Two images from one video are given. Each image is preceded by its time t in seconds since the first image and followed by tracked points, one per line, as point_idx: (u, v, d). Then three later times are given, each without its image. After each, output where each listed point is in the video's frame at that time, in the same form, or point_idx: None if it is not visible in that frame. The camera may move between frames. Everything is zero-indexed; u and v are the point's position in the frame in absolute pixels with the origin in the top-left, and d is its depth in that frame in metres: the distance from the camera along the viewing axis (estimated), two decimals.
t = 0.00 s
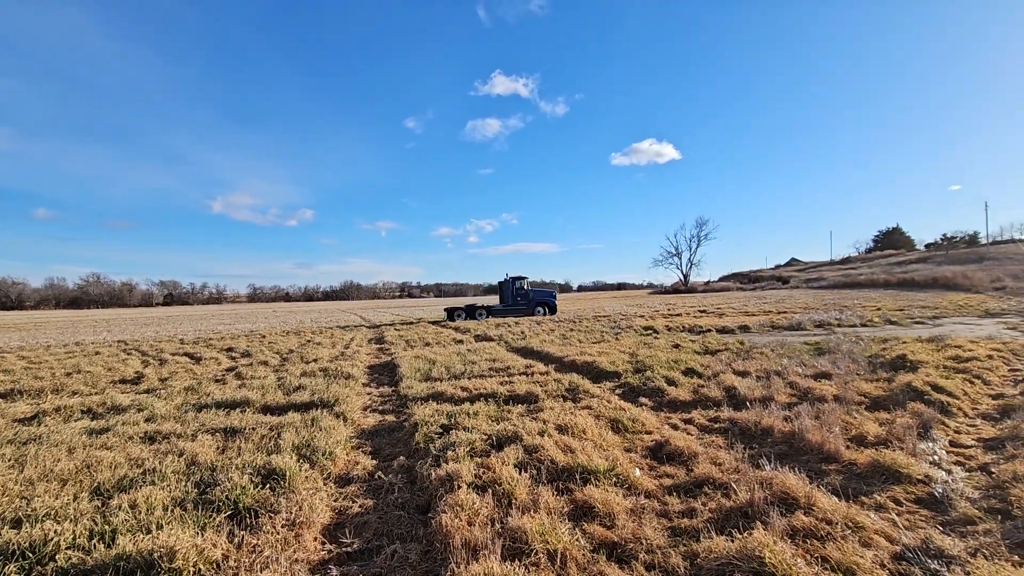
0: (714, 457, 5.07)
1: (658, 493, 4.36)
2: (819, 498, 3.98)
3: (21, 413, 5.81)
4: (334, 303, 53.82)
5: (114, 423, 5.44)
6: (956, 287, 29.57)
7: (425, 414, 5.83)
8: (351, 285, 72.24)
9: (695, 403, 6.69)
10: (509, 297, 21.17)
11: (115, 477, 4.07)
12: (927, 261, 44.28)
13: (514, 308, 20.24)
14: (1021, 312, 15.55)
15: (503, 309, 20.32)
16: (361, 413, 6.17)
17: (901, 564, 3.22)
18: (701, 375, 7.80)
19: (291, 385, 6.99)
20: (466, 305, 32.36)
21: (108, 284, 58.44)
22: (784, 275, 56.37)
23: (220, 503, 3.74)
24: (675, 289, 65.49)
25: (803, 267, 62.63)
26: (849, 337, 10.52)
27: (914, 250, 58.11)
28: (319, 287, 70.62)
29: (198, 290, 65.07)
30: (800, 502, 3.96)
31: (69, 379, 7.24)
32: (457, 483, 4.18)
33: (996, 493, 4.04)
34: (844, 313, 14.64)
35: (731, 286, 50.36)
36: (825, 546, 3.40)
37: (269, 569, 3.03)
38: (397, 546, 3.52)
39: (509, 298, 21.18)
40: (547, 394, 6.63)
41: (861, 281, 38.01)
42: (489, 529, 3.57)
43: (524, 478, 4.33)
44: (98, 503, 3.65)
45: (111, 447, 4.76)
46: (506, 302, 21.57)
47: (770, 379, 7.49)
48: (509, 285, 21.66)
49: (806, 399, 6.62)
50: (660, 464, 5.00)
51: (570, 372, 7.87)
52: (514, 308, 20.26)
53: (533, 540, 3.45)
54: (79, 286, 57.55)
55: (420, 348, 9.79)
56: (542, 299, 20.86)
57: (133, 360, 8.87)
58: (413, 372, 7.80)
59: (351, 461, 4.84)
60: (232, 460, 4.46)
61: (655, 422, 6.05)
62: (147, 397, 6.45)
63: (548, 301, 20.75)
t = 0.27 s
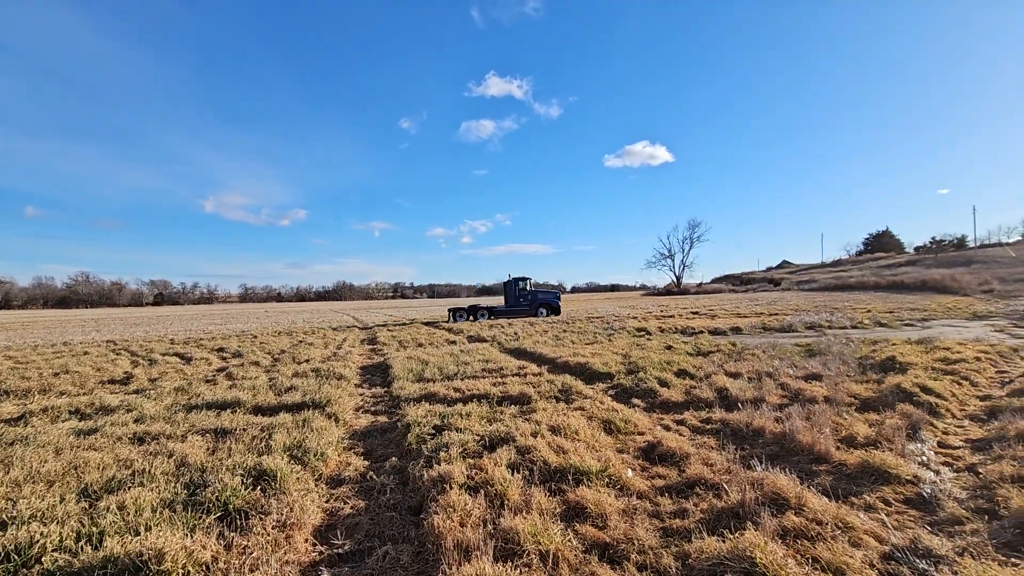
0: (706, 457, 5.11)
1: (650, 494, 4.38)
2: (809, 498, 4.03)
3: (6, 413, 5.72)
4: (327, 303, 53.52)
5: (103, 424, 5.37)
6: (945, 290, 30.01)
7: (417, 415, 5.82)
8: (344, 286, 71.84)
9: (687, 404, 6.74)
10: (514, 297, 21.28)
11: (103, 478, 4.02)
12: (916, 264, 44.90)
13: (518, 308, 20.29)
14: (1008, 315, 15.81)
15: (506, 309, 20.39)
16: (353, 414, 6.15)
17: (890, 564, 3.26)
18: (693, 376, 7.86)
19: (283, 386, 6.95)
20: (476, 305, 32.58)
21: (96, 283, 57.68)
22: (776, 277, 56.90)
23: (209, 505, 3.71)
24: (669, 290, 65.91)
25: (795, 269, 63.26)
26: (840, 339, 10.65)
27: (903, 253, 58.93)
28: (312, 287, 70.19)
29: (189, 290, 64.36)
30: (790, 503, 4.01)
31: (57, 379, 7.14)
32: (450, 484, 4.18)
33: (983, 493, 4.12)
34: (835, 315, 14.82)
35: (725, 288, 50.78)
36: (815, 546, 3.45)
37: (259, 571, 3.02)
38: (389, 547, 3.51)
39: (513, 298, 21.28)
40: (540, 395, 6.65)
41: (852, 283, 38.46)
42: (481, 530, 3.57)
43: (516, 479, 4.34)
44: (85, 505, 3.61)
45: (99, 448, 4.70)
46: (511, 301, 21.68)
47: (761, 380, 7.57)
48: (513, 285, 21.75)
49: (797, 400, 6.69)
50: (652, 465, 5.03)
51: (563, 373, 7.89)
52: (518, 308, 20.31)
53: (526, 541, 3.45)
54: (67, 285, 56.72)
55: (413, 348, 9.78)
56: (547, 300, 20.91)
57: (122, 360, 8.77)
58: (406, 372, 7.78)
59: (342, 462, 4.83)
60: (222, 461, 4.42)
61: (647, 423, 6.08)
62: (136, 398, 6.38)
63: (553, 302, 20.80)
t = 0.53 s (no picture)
0: (697, 458, 5.16)
1: (642, 494, 4.41)
2: (798, 498, 4.09)
3: None
4: (319, 303, 53.09)
5: (89, 424, 5.29)
6: (931, 293, 30.56)
7: (409, 415, 5.81)
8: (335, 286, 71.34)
9: (679, 405, 6.80)
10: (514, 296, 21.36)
11: (89, 479, 3.96)
12: (903, 267, 45.65)
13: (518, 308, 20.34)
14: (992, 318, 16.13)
15: (506, 309, 20.44)
16: (344, 414, 6.12)
17: (878, 563, 3.32)
18: (684, 377, 7.92)
19: (273, 386, 6.89)
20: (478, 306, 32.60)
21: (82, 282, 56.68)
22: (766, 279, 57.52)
23: (198, 506, 3.67)
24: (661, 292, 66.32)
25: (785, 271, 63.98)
26: (829, 340, 10.80)
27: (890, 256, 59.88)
28: (303, 287, 69.61)
29: (177, 290, 63.48)
30: (780, 503, 4.06)
31: (41, 379, 7.02)
32: (442, 485, 4.18)
33: (969, 493, 4.20)
34: (824, 316, 15.02)
35: (716, 289, 51.21)
36: (804, 546, 3.49)
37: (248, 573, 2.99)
38: (380, 548, 3.50)
39: (514, 297, 21.37)
40: (532, 396, 6.67)
41: (841, 286, 38.99)
42: (473, 531, 3.57)
43: (508, 480, 4.35)
44: (70, 506, 3.55)
45: (85, 449, 4.62)
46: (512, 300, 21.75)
47: (752, 381, 7.65)
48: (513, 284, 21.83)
49: (787, 401, 6.78)
50: (644, 465, 5.07)
51: (556, 374, 7.92)
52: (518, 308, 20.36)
53: (517, 542, 3.46)
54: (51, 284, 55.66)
55: (405, 349, 9.75)
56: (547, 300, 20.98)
57: (108, 360, 8.63)
58: (397, 373, 7.76)
59: (333, 463, 4.80)
60: (211, 462, 4.37)
61: (639, 424, 6.13)
62: (123, 398, 6.29)
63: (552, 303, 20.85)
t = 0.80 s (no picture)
0: (688, 458, 5.21)
1: (633, 494, 4.45)
2: (788, 498, 4.14)
3: None
4: (309, 302, 52.60)
5: (74, 425, 5.19)
6: (915, 295, 31.17)
7: (400, 416, 5.79)
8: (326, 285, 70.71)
9: (670, 405, 6.86)
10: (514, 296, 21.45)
11: (74, 480, 3.89)
12: (889, 269, 46.48)
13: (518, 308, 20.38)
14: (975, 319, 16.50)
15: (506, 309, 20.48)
16: (335, 414, 6.08)
17: (866, 562, 3.38)
18: (675, 377, 7.99)
19: (263, 386, 6.83)
20: (479, 305, 32.61)
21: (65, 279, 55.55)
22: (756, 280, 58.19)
23: (186, 507, 3.62)
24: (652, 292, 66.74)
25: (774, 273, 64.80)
26: (818, 341, 10.97)
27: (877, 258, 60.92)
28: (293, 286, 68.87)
29: (164, 288, 62.49)
30: (770, 503, 4.11)
31: (24, 379, 6.88)
32: (433, 485, 4.17)
33: (955, 492, 4.30)
34: (812, 317, 15.24)
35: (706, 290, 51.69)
36: (794, 545, 3.55)
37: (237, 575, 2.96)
38: (370, 549, 3.49)
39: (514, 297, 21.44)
40: (524, 396, 6.68)
41: (829, 287, 39.59)
42: (465, 532, 3.57)
43: (500, 480, 4.36)
44: (54, 508, 3.48)
45: (71, 450, 4.54)
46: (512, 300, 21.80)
47: (742, 381, 7.74)
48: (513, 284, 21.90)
49: (776, 401, 6.87)
50: (635, 465, 5.10)
51: (548, 374, 7.94)
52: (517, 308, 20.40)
53: (509, 542, 3.47)
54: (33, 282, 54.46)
55: (397, 349, 9.71)
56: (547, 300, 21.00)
57: (94, 359, 8.48)
58: (389, 373, 7.73)
59: (323, 464, 4.76)
60: (199, 462, 4.32)
61: (630, 423, 6.17)
62: (109, 398, 6.19)
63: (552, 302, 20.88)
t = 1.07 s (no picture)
0: (679, 456, 5.26)
1: (625, 493, 4.48)
2: (778, 496, 4.20)
3: None
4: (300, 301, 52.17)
5: (59, 425, 5.11)
6: (902, 295, 31.72)
7: (392, 415, 5.77)
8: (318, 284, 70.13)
9: (661, 404, 6.91)
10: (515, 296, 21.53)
11: (59, 481, 3.83)
12: (877, 270, 47.20)
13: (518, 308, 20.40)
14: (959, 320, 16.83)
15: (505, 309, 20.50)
16: (326, 414, 6.04)
17: (854, 559, 3.44)
18: (667, 376, 8.05)
19: (253, 385, 6.77)
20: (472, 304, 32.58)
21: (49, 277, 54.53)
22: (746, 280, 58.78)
23: (174, 508, 3.58)
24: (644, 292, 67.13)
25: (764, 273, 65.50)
26: (807, 341, 11.11)
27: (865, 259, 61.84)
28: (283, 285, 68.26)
29: (151, 287, 61.59)
30: (760, 501, 4.16)
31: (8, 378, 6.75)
32: (425, 485, 4.17)
33: (942, 490, 4.38)
34: (802, 317, 15.43)
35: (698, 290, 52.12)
36: (783, 543, 3.60)
37: None
38: (361, 549, 3.48)
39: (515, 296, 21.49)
40: (516, 395, 6.69)
41: (818, 287, 40.12)
42: (457, 531, 3.58)
43: (492, 480, 4.36)
44: (39, 509, 3.43)
45: (56, 450, 4.47)
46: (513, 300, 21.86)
47: (732, 381, 7.82)
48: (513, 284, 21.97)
49: (766, 401, 6.95)
50: (627, 464, 5.14)
51: (540, 374, 7.96)
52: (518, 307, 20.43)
53: (501, 541, 3.48)
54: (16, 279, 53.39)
55: (389, 348, 9.67)
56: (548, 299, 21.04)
57: (80, 358, 8.34)
58: (380, 372, 7.70)
59: (314, 464, 4.73)
60: (188, 463, 4.27)
61: (622, 423, 6.21)
62: (96, 398, 6.10)
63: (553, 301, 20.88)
